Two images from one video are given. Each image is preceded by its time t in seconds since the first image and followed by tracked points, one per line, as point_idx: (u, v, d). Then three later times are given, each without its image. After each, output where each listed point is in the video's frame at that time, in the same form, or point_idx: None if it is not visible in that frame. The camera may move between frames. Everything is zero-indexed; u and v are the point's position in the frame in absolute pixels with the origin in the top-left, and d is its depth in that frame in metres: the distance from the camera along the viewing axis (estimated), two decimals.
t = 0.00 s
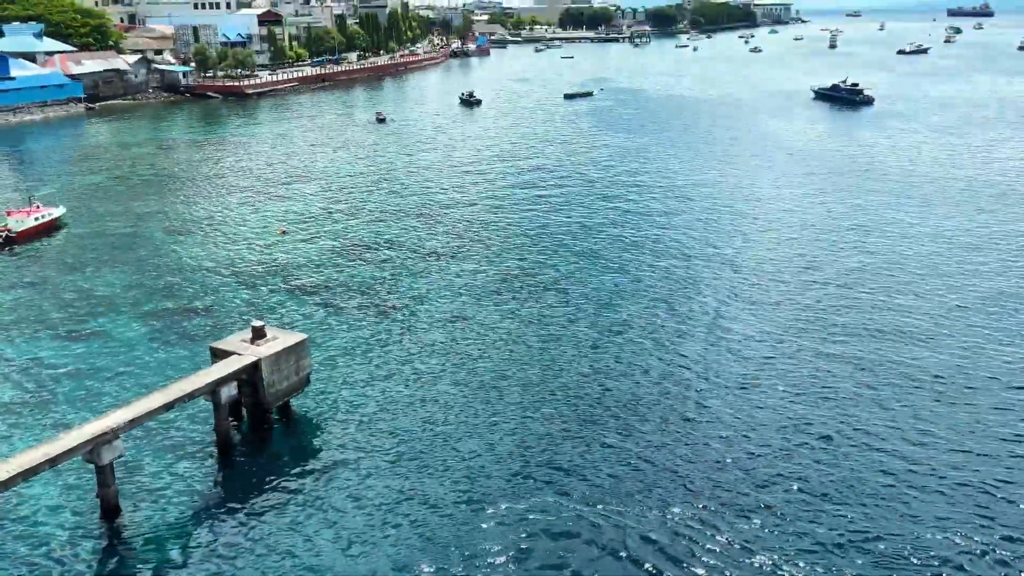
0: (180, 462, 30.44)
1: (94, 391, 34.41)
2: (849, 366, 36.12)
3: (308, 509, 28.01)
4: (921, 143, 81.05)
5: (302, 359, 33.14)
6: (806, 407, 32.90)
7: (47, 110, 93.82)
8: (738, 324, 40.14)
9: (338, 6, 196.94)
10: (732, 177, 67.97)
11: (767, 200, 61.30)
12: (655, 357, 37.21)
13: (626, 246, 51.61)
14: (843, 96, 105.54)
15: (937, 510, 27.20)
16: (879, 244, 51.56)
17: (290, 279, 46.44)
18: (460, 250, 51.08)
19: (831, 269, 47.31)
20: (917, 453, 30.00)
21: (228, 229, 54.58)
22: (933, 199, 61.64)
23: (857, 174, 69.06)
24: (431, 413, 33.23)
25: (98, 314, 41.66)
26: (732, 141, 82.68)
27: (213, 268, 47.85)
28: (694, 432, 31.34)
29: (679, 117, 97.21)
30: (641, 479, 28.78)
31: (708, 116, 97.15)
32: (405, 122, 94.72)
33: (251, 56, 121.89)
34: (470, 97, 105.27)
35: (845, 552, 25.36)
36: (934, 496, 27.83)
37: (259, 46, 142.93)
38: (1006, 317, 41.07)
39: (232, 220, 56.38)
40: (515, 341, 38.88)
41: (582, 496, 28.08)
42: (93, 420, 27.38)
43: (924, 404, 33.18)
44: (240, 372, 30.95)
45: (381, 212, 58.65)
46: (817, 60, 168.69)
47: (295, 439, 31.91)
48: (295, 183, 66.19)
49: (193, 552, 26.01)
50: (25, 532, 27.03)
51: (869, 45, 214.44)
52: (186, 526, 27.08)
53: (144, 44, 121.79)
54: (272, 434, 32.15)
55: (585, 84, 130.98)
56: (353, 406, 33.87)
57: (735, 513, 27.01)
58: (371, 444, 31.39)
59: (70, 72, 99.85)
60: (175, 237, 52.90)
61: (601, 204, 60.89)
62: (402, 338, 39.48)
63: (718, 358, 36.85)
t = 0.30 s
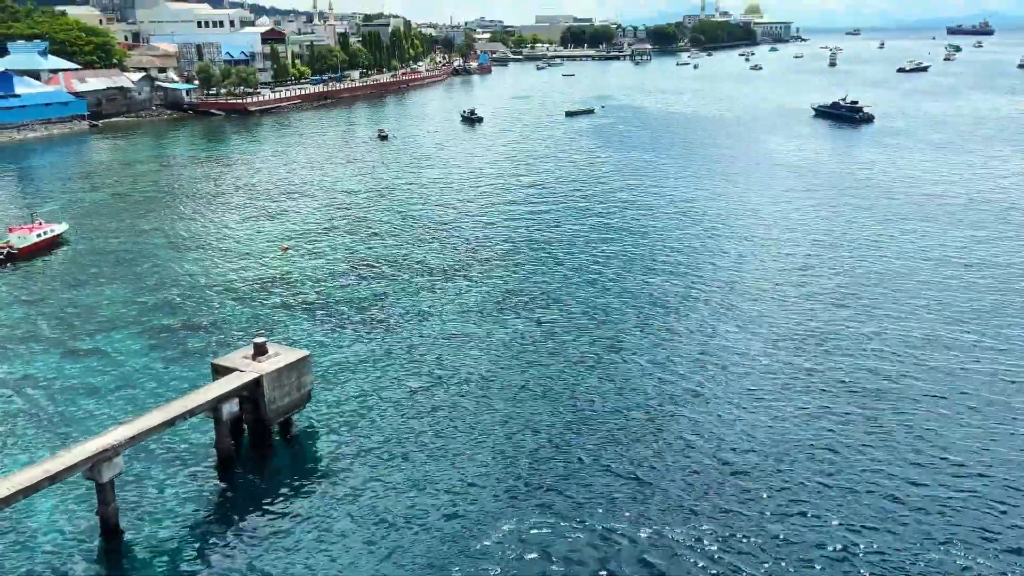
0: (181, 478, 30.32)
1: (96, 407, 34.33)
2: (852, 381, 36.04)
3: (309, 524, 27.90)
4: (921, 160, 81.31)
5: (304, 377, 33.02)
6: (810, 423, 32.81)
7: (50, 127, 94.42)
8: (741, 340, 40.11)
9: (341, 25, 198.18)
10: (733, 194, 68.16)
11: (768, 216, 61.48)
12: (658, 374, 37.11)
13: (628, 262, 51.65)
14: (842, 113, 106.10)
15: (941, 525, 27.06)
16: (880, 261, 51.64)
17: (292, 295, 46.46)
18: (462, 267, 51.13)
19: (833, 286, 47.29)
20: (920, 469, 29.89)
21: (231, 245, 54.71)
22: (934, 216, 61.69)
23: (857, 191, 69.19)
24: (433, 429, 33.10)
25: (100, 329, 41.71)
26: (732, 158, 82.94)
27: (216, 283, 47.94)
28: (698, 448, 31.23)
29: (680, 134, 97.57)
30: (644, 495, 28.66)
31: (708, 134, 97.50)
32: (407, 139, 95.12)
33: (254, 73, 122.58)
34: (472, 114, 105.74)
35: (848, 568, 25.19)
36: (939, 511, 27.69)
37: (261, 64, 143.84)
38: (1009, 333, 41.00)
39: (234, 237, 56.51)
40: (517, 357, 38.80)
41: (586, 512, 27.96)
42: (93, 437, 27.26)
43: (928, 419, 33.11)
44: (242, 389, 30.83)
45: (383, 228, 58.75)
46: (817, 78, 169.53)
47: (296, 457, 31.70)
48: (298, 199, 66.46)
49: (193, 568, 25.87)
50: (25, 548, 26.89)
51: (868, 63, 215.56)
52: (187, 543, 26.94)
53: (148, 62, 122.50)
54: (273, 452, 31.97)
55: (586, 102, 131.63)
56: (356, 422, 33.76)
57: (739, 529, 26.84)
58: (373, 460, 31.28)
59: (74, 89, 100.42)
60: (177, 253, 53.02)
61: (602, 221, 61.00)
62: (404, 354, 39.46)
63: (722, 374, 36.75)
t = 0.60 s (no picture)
0: (183, 494, 30.20)
1: (98, 424, 34.24)
2: (855, 396, 35.92)
3: (312, 540, 27.77)
4: (923, 176, 81.46)
5: (306, 394, 32.92)
6: (814, 438, 32.67)
7: (55, 145, 94.97)
8: (743, 355, 40.04)
9: (345, 42, 199.49)
10: (735, 210, 68.27)
11: (770, 232, 61.55)
12: (662, 390, 36.95)
13: (631, 278, 51.62)
14: (844, 129, 106.40)
15: (948, 540, 26.89)
16: (882, 276, 51.61)
17: (295, 312, 46.47)
18: (465, 283, 51.17)
19: (836, 301, 47.20)
20: (925, 484, 29.73)
21: (234, 261, 54.82)
22: (937, 232, 61.64)
23: (859, 207, 69.25)
24: (435, 445, 32.99)
25: (103, 345, 41.74)
26: (734, 174, 83.13)
27: (219, 299, 48.01)
28: (702, 464, 31.08)
29: (682, 150, 97.86)
30: (648, 511, 28.48)
31: (710, 150, 97.77)
32: (410, 156, 95.45)
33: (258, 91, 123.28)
34: (474, 131, 106.13)
35: None
36: (945, 527, 27.51)
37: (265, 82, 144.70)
38: (1013, 347, 40.83)
39: (237, 253, 56.63)
40: (520, 373, 38.69)
41: (590, 528, 27.80)
42: (95, 454, 27.15)
43: (932, 434, 32.97)
44: (245, 406, 30.74)
45: (386, 245, 58.85)
46: (819, 95, 170.17)
47: (297, 474, 31.52)
48: (301, 215, 66.64)
49: None
50: (26, 565, 26.75)
51: (869, 80, 216.49)
52: (188, 560, 26.77)
53: (153, 80, 123.22)
54: (275, 468, 31.85)
55: (588, 118, 132.13)
56: (358, 438, 33.67)
57: (745, 545, 26.68)
58: (375, 476, 31.16)
59: (79, 107, 100.99)
60: (181, 269, 53.13)
61: (605, 237, 61.03)
62: (407, 370, 39.37)
63: (726, 390, 36.61)
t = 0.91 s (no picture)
0: (187, 512, 30.07)
1: (102, 442, 34.18)
2: (862, 412, 35.74)
3: (316, 559, 27.56)
4: (926, 192, 81.51)
5: (310, 412, 32.82)
6: (820, 454, 32.50)
7: (61, 163, 95.48)
8: (749, 371, 39.88)
9: (349, 62, 200.69)
10: (739, 227, 68.25)
11: (773, 249, 61.57)
12: (667, 406, 36.80)
13: (635, 295, 51.60)
14: (846, 146, 106.64)
15: (958, 557, 26.61)
16: (887, 292, 51.52)
17: (299, 329, 46.48)
18: (469, 300, 51.20)
19: (840, 317, 47.12)
20: (933, 501, 29.51)
21: (238, 279, 54.89)
22: (940, 248, 61.58)
23: (863, 223, 69.26)
24: (440, 463, 32.85)
25: (107, 364, 41.71)
26: (738, 190, 83.21)
27: (223, 317, 48.05)
28: (709, 481, 30.84)
29: (685, 167, 98.13)
30: (654, 528, 28.29)
31: (713, 167, 97.98)
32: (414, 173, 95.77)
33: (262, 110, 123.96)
34: (477, 149, 106.53)
35: None
36: (953, 543, 27.26)
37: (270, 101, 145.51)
38: (1019, 363, 40.70)
39: (241, 271, 56.72)
40: (525, 390, 38.59)
41: (597, 546, 27.57)
42: (99, 472, 27.05)
43: (941, 450, 32.72)
44: (249, 424, 30.64)
45: (390, 262, 58.94)
46: (820, 111, 170.73)
47: (301, 492, 31.36)
48: (305, 233, 66.78)
49: None
50: None
51: (871, 97, 217.28)
52: None
53: (158, 99, 124.02)
54: (280, 486, 31.73)
55: (591, 136, 132.61)
56: (363, 456, 33.51)
57: (756, 563, 26.41)
58: (382, 494, 30.99)
59: (85, 126, 101.57)
60: (186, 287, 53.18)
61: (608, 254, 61.05)
62: (411, 387, 39.30)
63: (732, 407, 36.46)
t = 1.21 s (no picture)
0: (192, 527, 30.00)
1: (107, 457, 34.15)
2: (867, 424, 35.57)
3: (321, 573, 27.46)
4: (929, 204, 81.58)
5: (314, 426, 32.76)
6: (827, 467, 32.29)
7: (66, 179, 95.95)
8: (753, 384, 39.74)
9: (352, 77, 201.71)
10: (742, 239, 68.34)
11: (777, 261, 61.58)
12: (671, 419, 36.69)
13: (639, 307, 51.61)
14: (849, 158, 106.86)
15: (967, 571, 26.36)
16: (891, 304, 51.48)
17: (304, 343, 46.52)
18: (473, 313, 51.25)
19: (844, 329, 47.07)
20: (939, 512, 29.39)
21: (242, 293, 54.96)
22: (944, 260, 61.58)
23: (866, 235, 69.26)
24: (444, 476, 32.75)
25: (111, 378, 41.72)
26: (741, 203, 83.34)
27: (227, 331, 48.06)
28: (715, 494, 30.65)
29: (689, 180, 98.30)
30: (660, 540, 28.15)
31: (716, 180, 98.19)
32: (418, 187, 96.11)
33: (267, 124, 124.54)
34: (481, 163, 106.87)
35: None
36: (960, 555, 27.12)
37: (274, 115, 146.19)
38: None
39: (246, 285, 56.83)
40: (529, 403, 38.51)
41: (602, 560, 27.37)
42: (103, 487, 27.00)
43: (948, 463, 32.50)
44: (254, 439, 30.59)
45: (394, 275, 59.03)
46: (823, 125, 171.23)
47: (305, 507, 31.25)
48: (309, 247, 66.93)
49: None
50: None
51: (873, 110, 217.97)
52: None
53: (163, 114, 124.69)
54: (284, 501, 31.61)
55: (594, 149, 133.03)
56: (367, 470, 33.43)
57: None
58: (386, 508, 30.85)
59: (90, 141, 102.14)
60: (190, 302, 53.25)
61: (612, 267, 61.07)
62: (415, 400, 39.24)
63: (737, 419, 36.34)
